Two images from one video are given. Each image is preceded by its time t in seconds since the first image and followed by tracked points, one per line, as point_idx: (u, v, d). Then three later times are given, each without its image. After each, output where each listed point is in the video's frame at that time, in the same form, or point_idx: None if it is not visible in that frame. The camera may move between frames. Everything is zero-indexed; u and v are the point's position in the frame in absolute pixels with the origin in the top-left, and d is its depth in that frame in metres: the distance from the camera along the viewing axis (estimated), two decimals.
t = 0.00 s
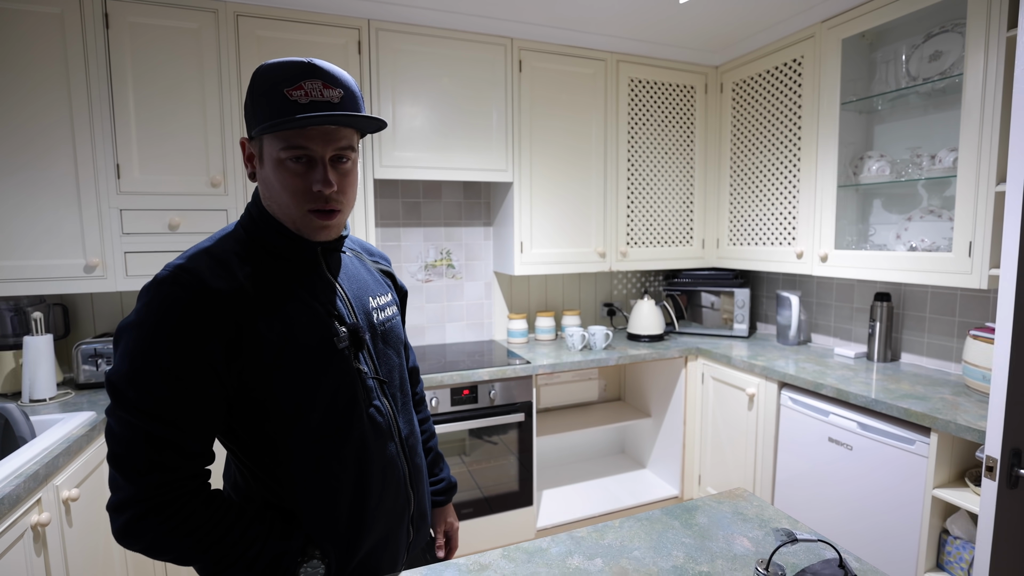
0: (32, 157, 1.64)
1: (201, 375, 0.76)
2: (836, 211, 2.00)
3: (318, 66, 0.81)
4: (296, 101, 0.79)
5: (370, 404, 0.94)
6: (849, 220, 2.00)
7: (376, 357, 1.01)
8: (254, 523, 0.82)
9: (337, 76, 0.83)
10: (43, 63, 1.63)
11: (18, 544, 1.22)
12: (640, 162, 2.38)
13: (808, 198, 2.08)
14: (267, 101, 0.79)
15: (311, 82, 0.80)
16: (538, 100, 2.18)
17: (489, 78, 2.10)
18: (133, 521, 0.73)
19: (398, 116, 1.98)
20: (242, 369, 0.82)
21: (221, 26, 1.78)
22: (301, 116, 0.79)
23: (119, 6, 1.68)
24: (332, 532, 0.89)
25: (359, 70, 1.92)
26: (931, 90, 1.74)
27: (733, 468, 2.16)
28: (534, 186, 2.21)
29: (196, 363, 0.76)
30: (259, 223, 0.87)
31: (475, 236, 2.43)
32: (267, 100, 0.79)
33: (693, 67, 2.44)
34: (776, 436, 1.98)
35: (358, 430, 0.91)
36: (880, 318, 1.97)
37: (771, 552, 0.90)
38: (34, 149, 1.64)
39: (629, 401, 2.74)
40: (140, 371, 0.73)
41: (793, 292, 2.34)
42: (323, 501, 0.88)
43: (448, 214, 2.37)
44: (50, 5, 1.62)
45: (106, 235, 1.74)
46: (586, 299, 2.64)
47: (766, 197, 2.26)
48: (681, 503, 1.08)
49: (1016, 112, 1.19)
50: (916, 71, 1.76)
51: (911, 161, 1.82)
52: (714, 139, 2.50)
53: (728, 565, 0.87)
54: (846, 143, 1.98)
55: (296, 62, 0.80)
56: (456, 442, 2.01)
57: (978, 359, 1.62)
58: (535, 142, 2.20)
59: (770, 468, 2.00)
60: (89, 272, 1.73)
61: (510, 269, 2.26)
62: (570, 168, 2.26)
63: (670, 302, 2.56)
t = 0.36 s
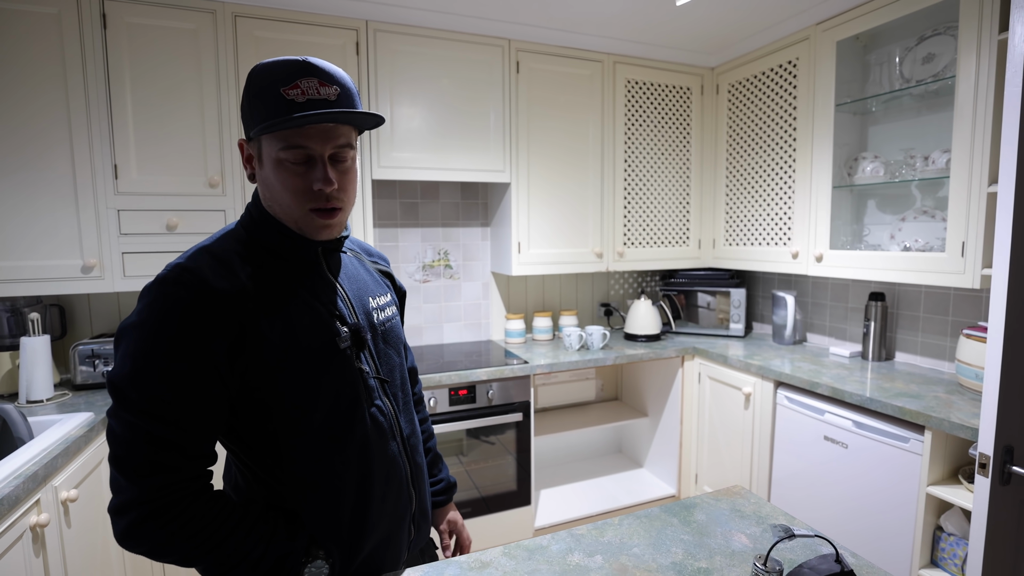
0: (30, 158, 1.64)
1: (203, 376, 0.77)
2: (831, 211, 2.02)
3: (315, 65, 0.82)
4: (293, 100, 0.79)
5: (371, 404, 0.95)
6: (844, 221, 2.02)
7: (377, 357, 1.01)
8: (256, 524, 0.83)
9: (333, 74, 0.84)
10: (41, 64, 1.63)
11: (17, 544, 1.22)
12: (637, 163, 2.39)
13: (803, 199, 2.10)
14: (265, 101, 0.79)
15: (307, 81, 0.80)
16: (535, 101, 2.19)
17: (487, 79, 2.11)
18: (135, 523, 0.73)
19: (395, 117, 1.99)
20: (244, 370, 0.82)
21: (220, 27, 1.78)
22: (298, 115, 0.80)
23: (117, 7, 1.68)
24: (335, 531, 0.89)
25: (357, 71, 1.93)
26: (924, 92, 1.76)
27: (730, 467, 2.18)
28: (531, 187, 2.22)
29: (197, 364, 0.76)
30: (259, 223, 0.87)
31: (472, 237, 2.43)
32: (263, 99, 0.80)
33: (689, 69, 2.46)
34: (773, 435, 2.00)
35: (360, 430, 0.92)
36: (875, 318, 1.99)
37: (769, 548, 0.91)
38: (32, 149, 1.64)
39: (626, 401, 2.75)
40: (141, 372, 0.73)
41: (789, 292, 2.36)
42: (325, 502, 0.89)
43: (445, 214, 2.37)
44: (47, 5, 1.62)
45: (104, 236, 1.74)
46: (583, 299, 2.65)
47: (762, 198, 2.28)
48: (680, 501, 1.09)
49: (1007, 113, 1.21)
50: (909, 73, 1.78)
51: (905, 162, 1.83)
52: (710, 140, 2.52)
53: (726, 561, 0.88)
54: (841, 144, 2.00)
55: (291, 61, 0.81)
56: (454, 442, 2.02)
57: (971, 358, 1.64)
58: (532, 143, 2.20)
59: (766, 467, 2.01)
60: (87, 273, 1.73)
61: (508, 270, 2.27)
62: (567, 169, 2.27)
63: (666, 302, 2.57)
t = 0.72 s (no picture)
0: (30, 158, 1.65)
1: (209, 375, 0.78)
2: (827, 212, 2.03)
3: (315, 68, 0.83)
4: (294, 103, 0.80)
5: (374, 404, 0.95)
6: (841, 221, 2.03)
7: (380, 357, 1.02)
8: (261, 522, 0.84)
9: (332, 77, 0.85)
10: (41, 65, 1.64)
11: (20, 545, 1.23)
12: (635, 163, 2.40)
13: (800, 200, 2.11)
14: (266, 104, 0.80)
15: (308, 83, 0.81)
16: (533, 102, 2.20)
17: (485, 80, 2.12)
18: (142, 521, 0.74)
19: (394, 118, 2.00)
20: (248, 370, 0.83)
21: (219, 28, 1.79)
22: (300, 117, 0.81)
23: (117, 8, 1.69)
24: (339, 530, 0.90)
25: (356, 72, 1.94)
26: (919, 93, 1.78)
27: (727, 466, 2.19)
28: (530, 187, 2.23)
29: (203, 364, 0.77)
30: (262, 225, 0.88)
31: (470, 238, 2.44)
32: (266, 102, 0.80)
33: (686, 70, 2.47)
34: (770, 435, 2.01)
35: (364, 429, 0.93)
36: (871, 317, 2.00)
37: (767, 545, 0.92)
38: (32, 150, 1.65)
39: (624, 401, 2.76)
40: (148, 372, 0.74)
41: (785, 292, 2.37)
42: (329, 500, 0.90)
43: (444, 215, 2.38)
44: (48, 7, 1.63)
45: (104, 236, 1.75)
46: (581, 299, 2.66)
47: (759, 199, 2.29)
48: (679, 499, 1.10)
49: (1001, 115, 1.23)
50: (904, 75, 1.80)
51: (900, 163, 1.85)
52: (707, 141, 2.53)
53: (725, 558, 0.89)
54: (837, 145, 2.01)
55: (293, 65, 0.81)
56: (452, 442, 2.03)
57: (966, 357, 1.65)
58: (530, 144, 2.22)
59: (763, 466, 2.02)
60: (86, 274, 1.74)
61: (506, 270, 2.28)
62: (565, 170, 2.28)
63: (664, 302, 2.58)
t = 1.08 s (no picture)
0: (31, 160, 1.66)
1: (213, 375, 0.79)
2: (823, 213, 2.04)
3: (315, 72, 0.84)
4: (293, 107, 0.81)
5: (376, 402, 0.97)
6: (836, 222, 2.05)
7: (381, 357, 1.03)
8: (266, 518, 0.85)
9: (331, 82, 0.86)
10: (42, 68, 1.65)
11: (22, 545, 1.24)
12: (632, 165, 2.42)
13: (796, 201, 2.13)
14: (266, 109, 0.82)
15: (307, 88, 0.82)
16: (531, 104, 2.22)
17: (483, 83, 2.14)
18: (150, 517, 0.75)
19: (392, 120, 2.01)
20: (252, 370, 0.84)
21: (219, 31, 1.81)
22: (299, 120, 0.82)
23: (117, 12, 1.70)
24: (342, 526, 0.92)
25: (355, 75, 1.95)
26: (913, 95, 1.79)
27: (725, 465, 2.20)
28: (528, 189, 2.25)
29: (208, 363, 0.78)
30: (265, 228, 0.90)
31: (468, 239, 2.45)
32: (266, 107, 0.82)
33: (683, 73, 2.49)
34: (767, 435, 2.02)
35: (365, 427, 0.94)
36: (867, 318, 2.02)
37: (764, 542, 0.94)
38: (33, 153, 1.66)
39: (622, 401, 2.77)
40: (154, 372, 0.75)
41: (782, 293, 2.39)
42: (332, 497, 0.91)
43: (442, 217, 2.39)
44: (49, 10, 1.64)
45: (104, 238, 1.76)
46: (579, 300, 2.68)
47: (756, 200, 2.31)
48: (677, 497, 1.11)
49: (993, 117, 1.24)
50: (899, 77, 1.82)
51: (895, 164, 1.86)
52: (704, 143, 2.55)
53: (722, 555, 0.90)
54: (832, 147, 2.03)
55: (292, 70, 0.83)
56: (451, 442, 2.03)
57: (961, 357, 1.66)
58: (528, 146, 2.23)
59: (760, 465, 2.04)
60: (87, 276, 1.75)
61: (504, 271, 2.29)
62: (563, 172, 2.30)
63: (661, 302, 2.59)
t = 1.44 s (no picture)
0: (32, 162, 1.67)
1: (218, 374, 0.80)
2: (819, 214, 2.06)
3: (316, 77, 0.85)
4: (294, 111, 0.83)
5: (378, 400, 0.98)
6: (832, 223, 2.07)
7: (383, 356, 1.04)
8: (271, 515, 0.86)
9: (332, 86, 0.87)
10: (43, 70, 1.66)
11: (24, 545, 1.26)
12: (630, 167, 2.43)
13: (792, 203, 2.14)
14: (269, 113, 0.83)
15: (308, 92, 0.84)
16: (529, 107, 2.23)
17: (482, 85, 2.15)
18: (157, 513, 0.76)
19: (391, 123, 2.02)
20: (257, 369, 0.85)
21: (220, 34, 1.82)
22: (300, 125, 0.83)
23: (118, 14, 1.71)
24: (345, 522, 0.93)
25: (354, 77, 1.97)
26: (907, 98, 1.81)
27: (722, 465, 2.21)
28: (526, 190, 2.26)
29: (213, 363, 0.80)
30: (269, 230, 0.91)
31: (467, 240, 2.47)
32: (268, 111, 0.83)
33: (680, 75, 2.51)
34: (764, 435, 2.04)
35: (368, 426, 0.95)
36: (862, 317, 2.04)
37: (760, 538, 0.95)
38: (34, 155, 1.67)
39: (620, 401, 2.78)
40: (161, 372, 0.76)
41: (778, 294, 2.41)
42: (336, 494, 0.92)
43: (441, 218, 2.41)
44: (49, 13, 1.65)
45: (104, 240, 1.76)
46: (577, 301, 2.69)
47: (752, 202, 2.32)
48: (675, 495, 1.13)
49: (984, 120, 1.27)
50: (892, 80, 1.84)
51: (889, 166, 1.88)
52: (701, 145, 2.57)
53: (719, 551, 0.91)
54: (827, 149, 2.05)
55: (293, 75, 0.84)
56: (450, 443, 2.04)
57: (955, 356, 1.68)
58: (526, 147, 2.24)
59: (758, 464, 2.05)
60: (88, 277, 1.75)
61: (503, 272, 2.30)
62: (562, 174, 2.31)
63: (659, 303, 2.62)
